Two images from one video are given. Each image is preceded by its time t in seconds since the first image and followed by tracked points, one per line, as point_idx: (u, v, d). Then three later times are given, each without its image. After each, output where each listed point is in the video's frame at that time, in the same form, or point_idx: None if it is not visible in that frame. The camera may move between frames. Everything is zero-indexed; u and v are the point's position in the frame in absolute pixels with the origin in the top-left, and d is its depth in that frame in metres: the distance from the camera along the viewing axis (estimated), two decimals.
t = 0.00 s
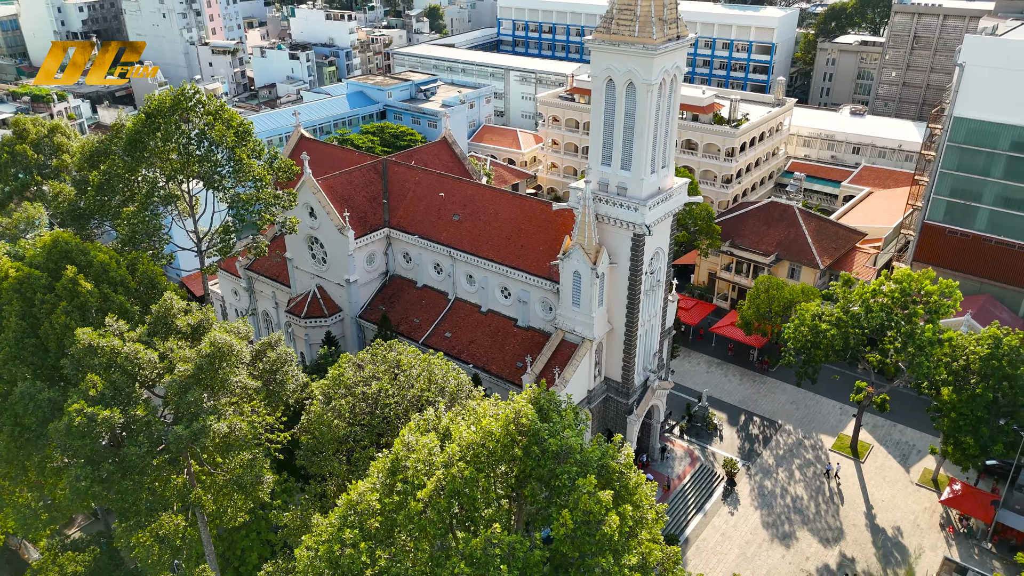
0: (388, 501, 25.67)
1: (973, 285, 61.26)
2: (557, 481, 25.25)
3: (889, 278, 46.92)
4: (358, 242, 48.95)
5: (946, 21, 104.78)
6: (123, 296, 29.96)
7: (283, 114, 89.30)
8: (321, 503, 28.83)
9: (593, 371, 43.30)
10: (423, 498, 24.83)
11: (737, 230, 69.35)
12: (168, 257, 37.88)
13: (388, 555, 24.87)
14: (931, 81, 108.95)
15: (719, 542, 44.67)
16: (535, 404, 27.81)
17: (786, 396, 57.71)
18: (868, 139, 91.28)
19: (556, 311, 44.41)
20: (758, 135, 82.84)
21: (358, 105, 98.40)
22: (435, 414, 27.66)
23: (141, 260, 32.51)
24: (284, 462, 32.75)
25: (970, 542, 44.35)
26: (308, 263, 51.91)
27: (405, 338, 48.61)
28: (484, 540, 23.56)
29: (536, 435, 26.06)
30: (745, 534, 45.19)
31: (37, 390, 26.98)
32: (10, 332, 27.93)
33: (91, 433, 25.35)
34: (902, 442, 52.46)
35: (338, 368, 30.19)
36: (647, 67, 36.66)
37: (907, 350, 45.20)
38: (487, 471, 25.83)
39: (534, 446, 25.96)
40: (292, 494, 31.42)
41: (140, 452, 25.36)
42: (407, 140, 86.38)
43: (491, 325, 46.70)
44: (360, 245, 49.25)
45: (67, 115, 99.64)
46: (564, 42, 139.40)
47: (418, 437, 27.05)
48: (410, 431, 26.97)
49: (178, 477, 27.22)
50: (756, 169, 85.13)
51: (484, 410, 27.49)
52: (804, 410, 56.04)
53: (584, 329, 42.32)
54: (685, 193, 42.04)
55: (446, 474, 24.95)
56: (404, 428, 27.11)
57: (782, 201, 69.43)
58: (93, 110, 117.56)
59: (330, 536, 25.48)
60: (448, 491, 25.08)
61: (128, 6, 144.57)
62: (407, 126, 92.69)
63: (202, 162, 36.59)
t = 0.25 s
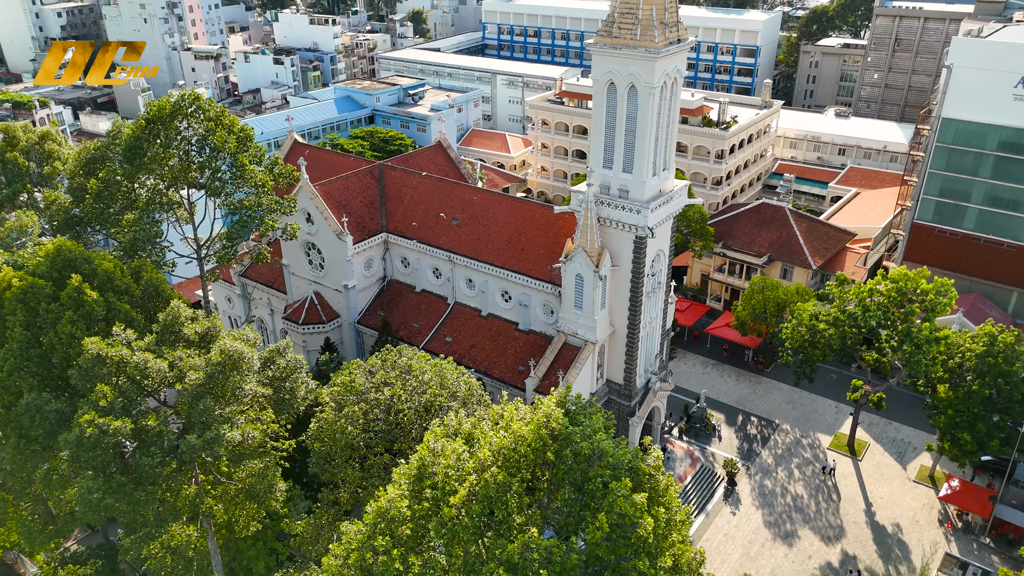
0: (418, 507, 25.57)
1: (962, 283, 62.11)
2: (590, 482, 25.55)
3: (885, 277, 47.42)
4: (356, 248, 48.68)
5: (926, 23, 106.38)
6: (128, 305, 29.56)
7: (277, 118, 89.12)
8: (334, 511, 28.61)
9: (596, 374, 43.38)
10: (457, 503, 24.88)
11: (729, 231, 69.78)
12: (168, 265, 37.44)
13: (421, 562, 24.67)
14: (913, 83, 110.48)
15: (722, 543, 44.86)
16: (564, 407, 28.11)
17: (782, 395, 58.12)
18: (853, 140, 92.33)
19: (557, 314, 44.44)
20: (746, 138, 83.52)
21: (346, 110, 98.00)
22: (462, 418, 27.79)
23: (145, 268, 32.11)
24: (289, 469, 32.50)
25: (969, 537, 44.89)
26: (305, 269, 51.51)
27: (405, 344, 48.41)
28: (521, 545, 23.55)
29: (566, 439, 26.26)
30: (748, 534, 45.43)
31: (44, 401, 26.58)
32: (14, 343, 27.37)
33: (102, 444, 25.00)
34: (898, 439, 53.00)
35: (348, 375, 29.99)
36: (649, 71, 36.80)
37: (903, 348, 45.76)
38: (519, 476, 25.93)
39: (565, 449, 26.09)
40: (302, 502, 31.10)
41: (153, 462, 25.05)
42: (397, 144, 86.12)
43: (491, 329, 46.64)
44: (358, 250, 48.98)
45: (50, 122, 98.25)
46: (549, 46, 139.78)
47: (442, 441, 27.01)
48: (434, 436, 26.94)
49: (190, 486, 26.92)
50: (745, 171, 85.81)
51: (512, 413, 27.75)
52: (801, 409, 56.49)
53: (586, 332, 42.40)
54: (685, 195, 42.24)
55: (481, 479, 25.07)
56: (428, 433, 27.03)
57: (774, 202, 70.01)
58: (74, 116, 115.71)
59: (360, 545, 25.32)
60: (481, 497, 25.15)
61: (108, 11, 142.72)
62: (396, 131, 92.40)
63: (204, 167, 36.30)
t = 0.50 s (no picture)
0: (450, 512, 25.37)
1: (955, 282, 62.86)
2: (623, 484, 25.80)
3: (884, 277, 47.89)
4: (357, 253, 48.43)
5: (911, 26, 107.81)
6: (137, 312, 29.26)
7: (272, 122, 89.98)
8: (349, 518, 28.36)
9: (600, 377, 43.46)
10: (491, 507, 24.90)
11: (724, 233, 70.19)
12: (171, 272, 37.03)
13: (456, 567, 24.53)
14: (898, 85, 111.87)
15: (727, 543, 45.03)
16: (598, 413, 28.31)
17: (780, 395, 58.48)
18: (842, 142, 93.24)
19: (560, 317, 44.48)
20: (737, 140, 84.13)
21: (337, 115, 97.58)
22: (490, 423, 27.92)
23: (152, 275, 31.79)
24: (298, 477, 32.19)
25: (970, 534, 45.35)
26: (305, 274, 51.13)
27: (407, 349, 48.23)
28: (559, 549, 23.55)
29: (599, 442, 26.44)
30: (752, 534, 45.63)
31: (54, 411, 26.24)
32: (22, 352, 26.96)
33: (116, 454, 24.74)
34: (896, 437, 53.48)
35: (361, 380, 29.85)
36: (653, 74, 36.97)
37: (902, 346, 46.26)
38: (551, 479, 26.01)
39: (598, 451, 26.23)
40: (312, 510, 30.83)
41: (169, 471, 24.82)
42: (390, 149, 85.86)
43: (494, 333, 46.58)
44: (359, 255, 48.75)
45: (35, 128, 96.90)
46: (537, 50, 140.16)
47: (469, 445, 26.97)
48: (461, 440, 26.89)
49: (204, 495, 26.66)
50: (736, 173, 86.41)
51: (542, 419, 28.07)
52: (799, 409, 56.89)
53: (590, 334, 42.50)
54: (687, 197, 42.43)
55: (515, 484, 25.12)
56: (453, 438, 27.02)
57: (767, 204, 70.52)
58: (59, 122, 113.88)
59: (392, 552, 25.27)
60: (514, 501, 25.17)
61: (91, 16, 141.10)
62: (387, 135, 92.07)
63: (209, 173, 36.02)
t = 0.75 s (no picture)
0: (486, 518, 25.72)
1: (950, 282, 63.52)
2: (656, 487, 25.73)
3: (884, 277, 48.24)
4: (359, 258, 48.19)
5: (898, 29, 109.08)
6: (148, 319, 28.96)
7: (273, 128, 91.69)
8: (365, 524, 28.17)
9: (606, 380, 43.52)
10: (526, 512, 24.96)
11: (720, 235, 70.51)
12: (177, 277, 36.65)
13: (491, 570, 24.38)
14: (885, 87, 113.07)
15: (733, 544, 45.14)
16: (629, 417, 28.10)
17: (780, 396, 58.77)
18: (832, 144, 94.04)
19: (565, 321, 44.52)
20: (730, 143, 84.66)
21: (329, 120, 97.25)
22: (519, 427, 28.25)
23: (162, 282, 31.50)
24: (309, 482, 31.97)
25: (972, 531, 45.74)
26: (305, 280, 50.71)
27: (410, 353, 48.05)
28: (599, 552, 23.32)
29: (630, 449, 26.20)
30: (757, 535, 45.81)
31: (66, 421, 25.94)
32: (32, 362, 26.59)
33: (133, 463, 24.44)
34: (896, 436, 53.88)
35: (375, 385, 29.72)
36: (659, 77, 37.13)
37: (903, 346, 46.68)
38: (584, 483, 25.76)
39: (630, 458, 26.07)
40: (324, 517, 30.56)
41: (186, 480, 24.56)
42: (384, 153, 85.66)
43: (498, 337, 46.54)
44: (361, 260, 48.51)
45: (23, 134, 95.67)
46: (527, 54, 140.42)
47: (497, 450, 27.22)
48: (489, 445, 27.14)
49: (220, 503, 26.41)
50: (729, 176, 86.95)
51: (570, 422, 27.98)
52: (798, 409, 57.20)
53: (596, 337, 42.55)
54: (690, 199, 42.60)
55: (551, 488, 25.32)
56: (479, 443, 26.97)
57: (762, 205, 70.96)
58: (46, 129, 112.45)
59: (425, 558, 24.83)
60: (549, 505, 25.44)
61: (77, 21, 139.77)
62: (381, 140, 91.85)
63: (215, 178, 35.76)
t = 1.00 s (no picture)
0: (515, 523, 25.35)
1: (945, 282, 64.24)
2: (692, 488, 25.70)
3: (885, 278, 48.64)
4: (362, 262, 47.99)
5: (886, 32, 110.24)
6: (160, 325, 28.74)
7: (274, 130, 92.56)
8: (382, 529, 28.01)
9: (612, 382, 43.59)
10: (562, 516, 24.75)
11: (717, 236, 70.82)
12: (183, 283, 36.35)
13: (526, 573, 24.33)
14: (874, 89, 114.19)
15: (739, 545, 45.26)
16: (661, 416, 27.70)
17: (781, 397, 59.05)
18: (825, 146, 94.82)
19: (570, 323, 44.57)
20: (725, 146, 85.11)
21: (323, 124, 96.92)
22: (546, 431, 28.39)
23: (173, 287, 31.28)
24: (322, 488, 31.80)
25: (974, 529, 46.14)
26: (307, 284, 50.33)
27: (415, 358, 47.89)
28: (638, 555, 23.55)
29: (665, 450, 25.92)
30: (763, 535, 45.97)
31: (80, 429, 25.72)
32: (45, 369, 26.32)
33: (151, 470, 24.23)
34: (896, 436, 54.31)
35: (389, 389, 29.61)
36: (665, 80, 37.24)
37: (905, 346, 47.05)
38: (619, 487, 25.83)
39: (665, 460, 25.80)
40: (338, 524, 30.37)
41: (205, 487, 24.36)
42: (379, 157, 85.48)
43: (503, 340, 46.51)
44: (364, 265, 48.31)
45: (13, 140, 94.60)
46: (519, 57, 140.70)
47: (525, 454, 27.28)
48: (518, 449, 27.18)
49: (237, 510, 26.21)
50: (723, 178, 87.42)
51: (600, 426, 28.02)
52: (799, 410, 57.50)
53: (602, 340, 42.59)
54: (695, 202, 42.74)
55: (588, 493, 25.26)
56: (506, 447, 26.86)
57: (759, 207, 71.34)
58: (35, 135, 111.31)
59: (459, 564, 24.65)
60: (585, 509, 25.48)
61: (65, 26, 138.90)
62: (376, 144, 91.60)
63: (223, 184, 35.54)
